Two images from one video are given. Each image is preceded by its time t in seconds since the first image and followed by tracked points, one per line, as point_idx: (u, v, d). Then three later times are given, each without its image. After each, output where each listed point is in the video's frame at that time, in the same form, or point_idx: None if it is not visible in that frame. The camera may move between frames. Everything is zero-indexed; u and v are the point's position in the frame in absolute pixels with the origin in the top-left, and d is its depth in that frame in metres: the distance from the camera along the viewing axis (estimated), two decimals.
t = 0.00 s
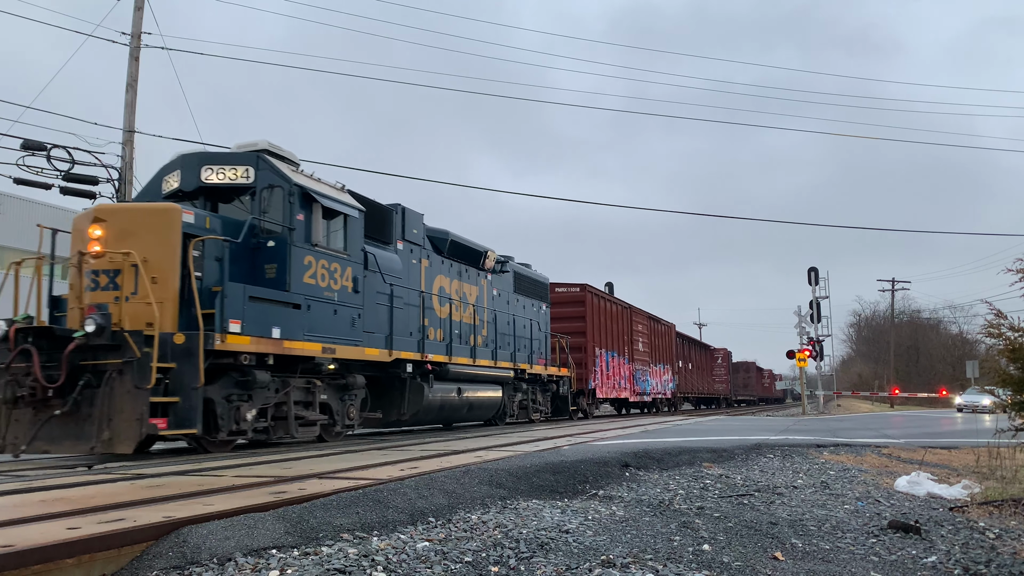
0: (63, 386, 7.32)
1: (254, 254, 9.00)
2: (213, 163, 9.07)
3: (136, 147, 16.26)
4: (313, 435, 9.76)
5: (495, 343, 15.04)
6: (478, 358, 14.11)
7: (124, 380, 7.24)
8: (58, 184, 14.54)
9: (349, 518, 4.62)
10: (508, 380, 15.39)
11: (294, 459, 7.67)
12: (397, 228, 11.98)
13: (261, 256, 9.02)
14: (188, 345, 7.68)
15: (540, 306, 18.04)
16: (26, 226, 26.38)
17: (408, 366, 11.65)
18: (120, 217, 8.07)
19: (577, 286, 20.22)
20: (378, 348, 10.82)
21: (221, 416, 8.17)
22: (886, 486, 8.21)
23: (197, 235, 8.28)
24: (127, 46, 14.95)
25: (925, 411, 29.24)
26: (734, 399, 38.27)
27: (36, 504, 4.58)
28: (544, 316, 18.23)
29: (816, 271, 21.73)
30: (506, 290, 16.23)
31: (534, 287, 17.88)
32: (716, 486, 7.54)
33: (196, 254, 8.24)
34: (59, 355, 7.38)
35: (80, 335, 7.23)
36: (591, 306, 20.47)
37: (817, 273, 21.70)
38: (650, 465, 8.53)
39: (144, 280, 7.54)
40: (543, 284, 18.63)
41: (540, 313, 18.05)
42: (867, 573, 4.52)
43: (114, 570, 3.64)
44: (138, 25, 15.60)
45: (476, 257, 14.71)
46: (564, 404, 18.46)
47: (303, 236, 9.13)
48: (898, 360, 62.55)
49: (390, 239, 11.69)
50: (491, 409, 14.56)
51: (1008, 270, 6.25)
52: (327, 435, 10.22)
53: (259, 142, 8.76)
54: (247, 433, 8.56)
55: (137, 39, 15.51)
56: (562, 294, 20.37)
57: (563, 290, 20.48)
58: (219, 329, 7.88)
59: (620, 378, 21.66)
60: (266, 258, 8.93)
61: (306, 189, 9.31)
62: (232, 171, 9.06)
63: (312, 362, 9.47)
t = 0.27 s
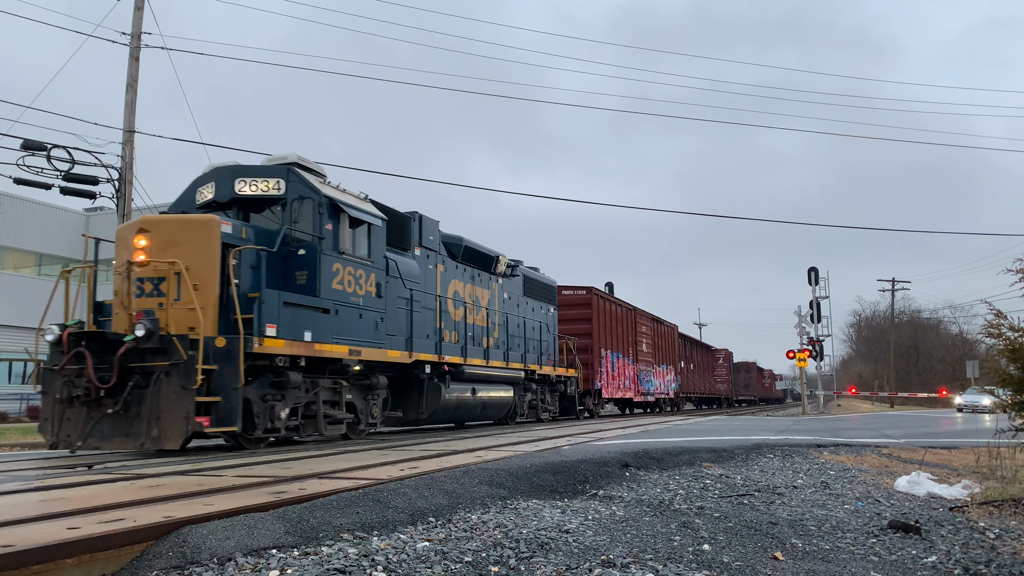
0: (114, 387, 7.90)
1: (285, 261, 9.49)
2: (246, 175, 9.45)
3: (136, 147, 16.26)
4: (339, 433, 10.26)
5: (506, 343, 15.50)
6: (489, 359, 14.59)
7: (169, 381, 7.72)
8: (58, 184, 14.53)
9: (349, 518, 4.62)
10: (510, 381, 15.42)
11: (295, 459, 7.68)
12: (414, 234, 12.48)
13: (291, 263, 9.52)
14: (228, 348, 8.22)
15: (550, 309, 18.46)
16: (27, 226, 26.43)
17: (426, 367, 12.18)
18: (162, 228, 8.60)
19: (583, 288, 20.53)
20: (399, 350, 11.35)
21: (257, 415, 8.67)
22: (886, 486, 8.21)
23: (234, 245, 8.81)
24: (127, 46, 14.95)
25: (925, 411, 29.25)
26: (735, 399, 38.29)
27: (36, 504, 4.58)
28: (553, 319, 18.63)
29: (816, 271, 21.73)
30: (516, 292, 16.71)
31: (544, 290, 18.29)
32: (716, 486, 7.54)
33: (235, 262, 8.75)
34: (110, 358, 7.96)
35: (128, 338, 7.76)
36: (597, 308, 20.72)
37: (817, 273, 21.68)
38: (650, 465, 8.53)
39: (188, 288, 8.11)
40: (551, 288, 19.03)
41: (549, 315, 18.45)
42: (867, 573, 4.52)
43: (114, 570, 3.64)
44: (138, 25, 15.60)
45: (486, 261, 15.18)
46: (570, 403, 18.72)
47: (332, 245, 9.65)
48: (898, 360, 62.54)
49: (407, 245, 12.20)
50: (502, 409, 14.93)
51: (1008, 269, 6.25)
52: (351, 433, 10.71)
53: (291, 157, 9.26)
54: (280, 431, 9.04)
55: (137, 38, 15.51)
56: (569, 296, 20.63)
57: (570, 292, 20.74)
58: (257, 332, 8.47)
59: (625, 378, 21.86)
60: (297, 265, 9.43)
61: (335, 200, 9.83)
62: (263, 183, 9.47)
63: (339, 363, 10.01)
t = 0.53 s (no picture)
0: (158, 388, 8.26)
1: (313, 267, 9.92)
2: (275, 186, 9.94)
3: (135, 147, 16.26)
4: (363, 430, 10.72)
5: (517, 345, 15.79)
6: (502, 360, 14.89)
7: (211, 381, 8.11)
8: (58, 184, 14.52)
9: (349, 518, 4.62)
10: (513, 381, 15.46)
11: (295, 459, 7.68)
12: (433, 240, 12.82)
13: (319, 269, 9.96)
14: (265, 350, 8.60)
15: (559, 311, 18.77)
16: (28, 226, 26.43)
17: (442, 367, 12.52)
18: (200, 237, 8.95)
19: (588, 291, 20.71)
20: (419, 352, 11.74)
21: (290, 413, 9.08)
22: (886, 486, 8.21)
23: (269, 254, 9.26)
24: (127, 46, 14.94)
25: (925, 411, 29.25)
26: (735, 399, 38.27)
27: (36, 504, 4.58)
28: (562, 321, 18.96)
29: (816, 271, 21.72)
30: (527, 295, 17.03)
31: (554, 293, 18.60)
32: (716, 486, 7.54)
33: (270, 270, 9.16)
34: (154, 360, 8.32)
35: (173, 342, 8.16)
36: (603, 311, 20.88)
37: (817, 273, 21.66)
38: (650, 465, 8.53)
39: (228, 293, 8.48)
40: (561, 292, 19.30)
41: (558, 317, 18.77)
42: (867, 572, 4.52)
43: (114, 570, 3.63)
44: (138, 25, 15.59)
45: (498, 266, 15.46)
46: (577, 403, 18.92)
47: (358, 252, 10.10)
48: (898, 360, 62.54)
49: (427, 251, 12.52)
50: (513, 408, 15.23)
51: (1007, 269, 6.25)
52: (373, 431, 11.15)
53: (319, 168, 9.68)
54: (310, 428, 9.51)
55: (137, 38, 15.51)
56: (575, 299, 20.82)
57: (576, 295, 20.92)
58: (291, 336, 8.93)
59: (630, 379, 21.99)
60: (325, 271, 9.87)
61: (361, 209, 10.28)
62: (292, 193, 9.93)
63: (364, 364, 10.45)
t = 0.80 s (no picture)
0: (197, 388, 8.81)
1: (338, 274, 10.38)
2: (303, 197, 10.44)
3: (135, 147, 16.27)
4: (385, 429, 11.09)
5: (527, 347, 16.14)
6: (513, 361, 15.24)
7: (247, 382, 8.58)
8: (58, 184, 14.52)
9: (349, 518, 4.62)
10: (519, 381, 15.54)
11: (295, 459, 7.69)
12: (448, 246, 13.18)
13: (344, 276, 10.41)
14: (296, 353, 8.99)
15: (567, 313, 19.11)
16: (27, 226, 26.41)
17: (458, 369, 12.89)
18: (235, 246, 9.45)
19: (594, 293, 20.81)
20: (436, 354, 12.14)
21: (318, 413, 9.49)
22: (886, 486, 8.21)
23: (299, 261, 9.73)
24: (127, 46, 14.95)
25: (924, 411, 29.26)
26: (736, 399, 38.27)
27: (36, 504, 4.58)
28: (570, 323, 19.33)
29: (816, 271, 21.71)
30: (537, 299, 17.42)
31: (563, 297, 18.95)
32: (716, 486, 7.54)
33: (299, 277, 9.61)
34: (193, 362, 8.87)
35: (211, 345, 8.68)
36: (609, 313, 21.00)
37: (817, 273, 21.65)
38: (650, 465, 8.53)
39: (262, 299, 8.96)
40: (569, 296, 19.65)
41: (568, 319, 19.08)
42: (867, 572, 4.52)
43: (114, 570, 3.64)
44: (138, 25, 15.60)
45: (508, 270, 15.76)
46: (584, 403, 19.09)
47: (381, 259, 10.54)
48: (898, 360, 62.51)
49: (441, 256, 12.89)
50: (524, 408, 15.49)
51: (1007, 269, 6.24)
52: (394, 429, 11.48)
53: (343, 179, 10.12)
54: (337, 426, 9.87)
55: (137, 38, 15.51)
56: (581, 301, 20.94)
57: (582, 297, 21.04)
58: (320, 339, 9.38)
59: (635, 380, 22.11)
60: (350, 278, 10.31)
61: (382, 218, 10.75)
62: (318, 203, 10.42)
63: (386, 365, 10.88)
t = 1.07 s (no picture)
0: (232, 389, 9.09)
1: (361, 280, 10.50)
2: (329, 207, 10.58)
3: (135, 147, 16.28)
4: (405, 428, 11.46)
5: (537, 349, 16.40)
6: (524, 362, 15.50)
7: (280, 383, 8.88)
8: (58, 184, 14.52)
9: (349, 518, 4.62)
10: (525, 382, 15.70)
11: (295, 459, 7.69)
12: (461, 252, 13.42)
13: (367, 281, 10.66)
14: (325, 354, 9.23)
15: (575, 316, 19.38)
16: (27, 227, 26.41)
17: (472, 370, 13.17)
18: (266, 253, 9.70)
19: (600, 295, 20.88)
20: (452, 356, 12.43)
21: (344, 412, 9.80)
22: (886, 486, 8.21)
23: (326, 268, 9.98)
24: (127, 46, 14.96)
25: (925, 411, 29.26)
26: (736, 400, 38.26)
27: (36, 504, 4.58)
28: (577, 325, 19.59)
29: (816, 271, 21.70)
30: (547, 302, 17.67)
31: (571, 300, 19.20)
32: (716, 486, 7.54)
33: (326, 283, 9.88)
34: (228, 363, 9.15)
35: (246, 347, 8.99)
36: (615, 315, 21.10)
37: (817, 274, 21.64)
38: (650, 465, 8.53)
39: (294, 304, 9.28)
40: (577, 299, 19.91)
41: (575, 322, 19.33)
42: (866, 572, 4.52)
43: (114, 570, 3.63)
44: (138, 25, 15.60)
45: (518, 274, 15.98)
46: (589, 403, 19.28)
47: (402, 265, 10.84)
48: (898, 360, 62.48)
49: (455, 261, 13.11)
50: (533, 407, 15.75)
51: (1008, 269, 6.23)
52: (414, 428, 11.86)
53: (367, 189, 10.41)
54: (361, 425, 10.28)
55: (137, 38, 15.52)
56: (587, 303, 21.03)
57: (588, 299, 21.13)
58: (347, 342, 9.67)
59: (639, 380, 22.21)
60: (373, 283, 10.58)
61: (403, 226, 11.03)
62: (341, 212, 10.53)
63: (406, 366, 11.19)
